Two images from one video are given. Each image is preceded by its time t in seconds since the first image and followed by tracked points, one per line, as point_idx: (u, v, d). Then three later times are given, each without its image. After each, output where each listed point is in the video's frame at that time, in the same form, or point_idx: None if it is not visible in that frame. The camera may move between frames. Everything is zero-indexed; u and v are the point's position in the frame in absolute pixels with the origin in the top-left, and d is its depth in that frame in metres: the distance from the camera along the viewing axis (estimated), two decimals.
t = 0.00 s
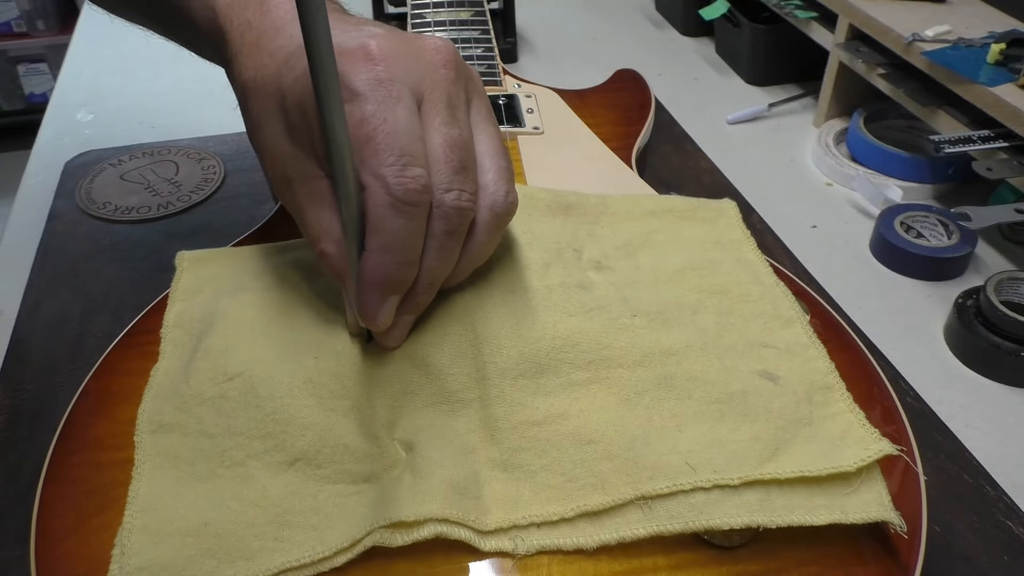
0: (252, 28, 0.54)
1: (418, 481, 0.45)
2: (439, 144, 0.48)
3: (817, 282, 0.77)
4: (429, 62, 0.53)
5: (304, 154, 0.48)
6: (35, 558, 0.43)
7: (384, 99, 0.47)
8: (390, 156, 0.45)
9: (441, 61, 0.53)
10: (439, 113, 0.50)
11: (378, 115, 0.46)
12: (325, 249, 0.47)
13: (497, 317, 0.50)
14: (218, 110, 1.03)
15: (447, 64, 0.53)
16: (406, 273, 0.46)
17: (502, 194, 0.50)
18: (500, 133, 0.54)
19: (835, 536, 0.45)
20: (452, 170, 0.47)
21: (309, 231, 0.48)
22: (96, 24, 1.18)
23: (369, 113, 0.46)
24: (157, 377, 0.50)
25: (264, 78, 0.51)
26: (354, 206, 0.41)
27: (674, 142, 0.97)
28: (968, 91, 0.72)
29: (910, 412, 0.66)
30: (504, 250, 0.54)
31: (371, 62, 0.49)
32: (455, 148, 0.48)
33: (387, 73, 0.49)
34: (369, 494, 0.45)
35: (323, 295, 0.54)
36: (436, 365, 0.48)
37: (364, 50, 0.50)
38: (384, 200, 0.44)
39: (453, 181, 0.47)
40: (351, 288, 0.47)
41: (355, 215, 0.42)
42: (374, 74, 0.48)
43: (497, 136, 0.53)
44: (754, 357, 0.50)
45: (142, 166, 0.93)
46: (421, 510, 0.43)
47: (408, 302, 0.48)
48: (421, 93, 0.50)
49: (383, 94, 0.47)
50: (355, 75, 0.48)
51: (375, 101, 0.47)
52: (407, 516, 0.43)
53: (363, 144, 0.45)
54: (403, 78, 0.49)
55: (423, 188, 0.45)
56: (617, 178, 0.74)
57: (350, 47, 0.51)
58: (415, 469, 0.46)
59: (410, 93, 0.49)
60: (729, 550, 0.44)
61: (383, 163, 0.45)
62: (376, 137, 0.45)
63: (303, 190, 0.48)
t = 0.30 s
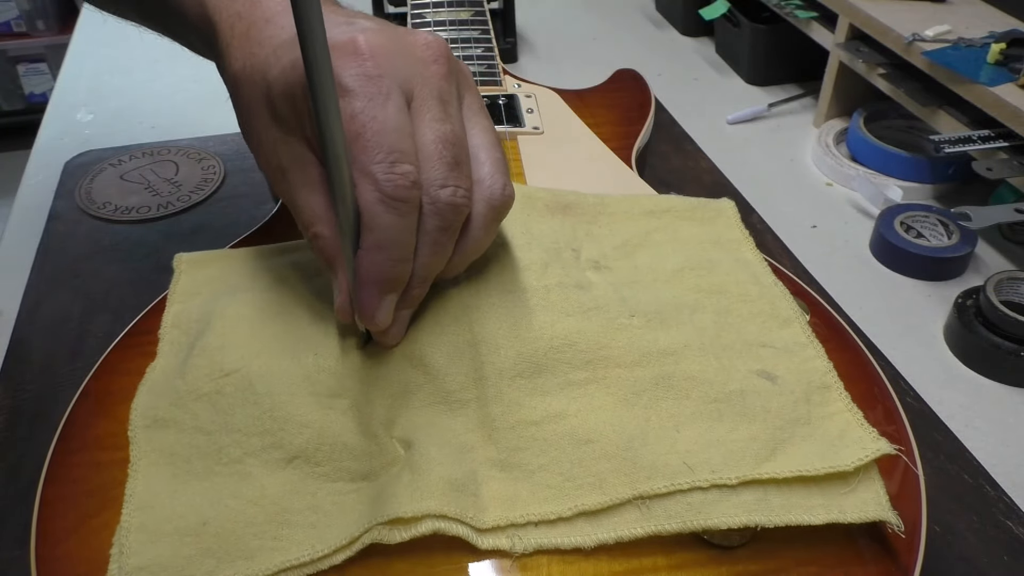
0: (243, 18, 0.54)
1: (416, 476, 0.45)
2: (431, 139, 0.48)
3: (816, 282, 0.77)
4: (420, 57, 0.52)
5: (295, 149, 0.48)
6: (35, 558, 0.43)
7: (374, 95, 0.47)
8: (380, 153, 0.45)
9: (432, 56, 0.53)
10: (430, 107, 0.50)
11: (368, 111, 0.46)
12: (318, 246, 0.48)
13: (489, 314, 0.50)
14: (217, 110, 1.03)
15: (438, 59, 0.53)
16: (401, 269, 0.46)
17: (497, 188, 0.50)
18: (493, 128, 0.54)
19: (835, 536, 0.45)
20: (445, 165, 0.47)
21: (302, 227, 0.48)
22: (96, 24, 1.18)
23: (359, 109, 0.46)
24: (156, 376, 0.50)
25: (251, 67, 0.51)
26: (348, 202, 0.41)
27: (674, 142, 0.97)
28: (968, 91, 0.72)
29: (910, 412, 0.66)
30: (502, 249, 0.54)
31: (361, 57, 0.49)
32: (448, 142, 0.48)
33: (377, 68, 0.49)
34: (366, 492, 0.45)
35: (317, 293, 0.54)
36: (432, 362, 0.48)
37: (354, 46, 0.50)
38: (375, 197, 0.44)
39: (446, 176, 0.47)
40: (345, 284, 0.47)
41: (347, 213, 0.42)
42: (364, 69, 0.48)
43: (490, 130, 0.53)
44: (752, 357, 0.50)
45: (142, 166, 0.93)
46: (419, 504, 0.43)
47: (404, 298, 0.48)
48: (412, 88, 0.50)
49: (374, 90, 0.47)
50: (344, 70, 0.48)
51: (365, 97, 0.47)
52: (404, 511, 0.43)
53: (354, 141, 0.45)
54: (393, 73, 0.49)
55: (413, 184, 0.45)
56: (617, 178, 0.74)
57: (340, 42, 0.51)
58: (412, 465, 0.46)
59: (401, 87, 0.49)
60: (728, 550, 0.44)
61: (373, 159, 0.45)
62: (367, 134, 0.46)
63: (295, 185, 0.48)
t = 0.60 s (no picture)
0: (254, 24, 0.54)
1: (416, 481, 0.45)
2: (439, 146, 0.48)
3: (816, 282, 0.78)
4: (431, 64, 0.52)
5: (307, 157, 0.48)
6: (35, 559, 0.43)
7: (383, 103, 0.47)
8: (387, 161, 0.45)
9: (442, 64, 0.53)
10: (440, 115, 0.50)
11: (378, 119, 0.46)
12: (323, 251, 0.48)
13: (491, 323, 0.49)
14: (217, 110, 1.03)
15: (450, 67, 0.53)
16: (404, 277, 0.46)
17: (502, 200, 0.50)
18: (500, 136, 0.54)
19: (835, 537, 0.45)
20: (455, 173, 0.48)
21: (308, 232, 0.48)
22: (96, 24, 1.18)
23: (370, 116, 0.46)
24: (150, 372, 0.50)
25: (263, 73, 0.51)
26: (353, 214, 0.41)
27: (674, 142, 0.97)
28: (968, 91, 0.72)
29: (910, 413, 0.66)
30: (502, 248, 0.54)
31: (372, 64, 0.49)
32: (457, 149, 0.49)
33: (389, 76, 0.49)
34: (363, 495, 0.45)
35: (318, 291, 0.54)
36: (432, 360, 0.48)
37: (366, 52, 0.50)
38: (380, 203, 0.44)
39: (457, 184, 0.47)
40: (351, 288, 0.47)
41: (352, 223, 0.42)
42: (376, 78, 0.48)
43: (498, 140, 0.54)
44: (753, 358, 0.50)
45: (142, 166, 0.93)
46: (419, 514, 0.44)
47: (405, 305, 0.48)
48: (424, 96, 0.50)
49: (385, 98, 0.47)
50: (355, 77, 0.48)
51: (375, 105, 0.47)
52: (402, 518, 0.43)
53: (361, 147, 0.45)
54: (404, 81, 0.49)
55: (419, 194, 0.46)
56: (618, 178, 0.74)
57: (353, 48, 0.51)
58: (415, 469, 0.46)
59: (411, 95, 0.49)
60: (729, 550, 0.44)
61: (380, 167, 0.45)
62: (375, 141, 0.46)
63: (304, 189, 0.48)
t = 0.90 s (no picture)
0: (261, 8, 0.54)
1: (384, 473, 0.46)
2: (444, 152, 0.48)
3: (816, 282, 0.78)
4: (443, 66, 0.52)
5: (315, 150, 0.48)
6: (35, 559, 0.43)
7: (388, 107, 0.47)
8: (386, 168, 0.45)
9: (456, 67, 0.53)
10: (448, 120, 0.49)
11: (381, 124, 0.47)
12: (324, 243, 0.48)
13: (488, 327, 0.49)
14: (217, 110, 1.03)
15: (461, 71, 0.53)
16: (403, 282, 0.45)
17: (513, 201, 0.50)
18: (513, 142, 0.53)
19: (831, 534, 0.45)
20: (459, 179, 0.47)
21: (311, 215, 0.48)
22: (96, 24, 1.18)
23: (374, 121, 0.47)
24: (165, 429, 0.47)
25: (275, 50, 0.51)
26: (348, 221, 0.41)
27: (674, 142, 0.97)
28: (968, 91, 0.72)
29: (910, 413, 0.66)
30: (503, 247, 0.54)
31: (382, 66, 0.49)
32: (463, 155, 0.48)
33: (397, 80, 0.49)
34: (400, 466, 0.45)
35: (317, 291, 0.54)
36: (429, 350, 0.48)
37: (377, 54, 0.50)
38: (376, 210, 0.44)
39: (459, 191, 0.47)
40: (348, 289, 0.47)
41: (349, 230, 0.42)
42: (384, 81, 0.49)
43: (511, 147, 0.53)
44: (720, 359, 0.50)
45: (142, 166, 0.93)
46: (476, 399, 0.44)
47: (404, 307, 0.48)
48: (431, 100, 0.50)
49: (391, 103, 0.48)
50: (364, 81, 0.48)
51: (380, 109, 0.47)
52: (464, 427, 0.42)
53: (362, 153, 0.46)
54: (413, 85, 0.49)
55: (417, 201, 0.45)
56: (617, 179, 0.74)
57: (364, 47, 0.51)
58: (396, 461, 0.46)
59: (418, 100, 0.49)
60: (729, 550, 0.44)
61: (379, 173, 0.45)
62: (376, 147, 0.46)
63: (309, 183, 0.49)
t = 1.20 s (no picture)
0: (255, 11, 0.53)
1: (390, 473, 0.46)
2: (445, 154, 0.47)
3: (816, 282, 0.77)
4: (427, 71, 0.49)
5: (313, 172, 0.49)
6: (35, 559, 0.43)
7: (375, 128, 0.45)
8: (380, 192, 0.44)
9: (443, 66, 0.51)
10: (445, 120, 0.48)
11: (369, 148, 0.45)
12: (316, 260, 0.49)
13: (491, 326, 0.49)
14: (217, 110, 1.03)
15: (446, 71, 0.50)
16: (409, 297, 0.46)
17: (536, 165, 0.48)
18: (521, 117, 0.51)
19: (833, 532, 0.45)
20: (466, 172, 0.46)
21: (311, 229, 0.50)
22: (97, 24, 1.18)
23: (362, 142, 0.44)
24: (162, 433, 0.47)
25: (264, 69, 0.49)
26: (349, 232, 0.41)
27: (674, 142, 0.97)
28: (968, 91, 0.72)
29: (910, 412, 0.66)
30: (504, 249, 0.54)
31: (363, 86, 0.46)
32: (467, 151, 0.47)
33: (380, 99, 0.46)
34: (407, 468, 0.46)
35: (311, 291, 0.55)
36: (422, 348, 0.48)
37: (356, 73, 0.46)
38: (376, 234, 0.44)
39: (472, 181, 0.46)
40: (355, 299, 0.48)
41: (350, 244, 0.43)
42: (365, 100, 0.45)
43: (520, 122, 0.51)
44: (718, 358, 0.50)
45: (142, 166, 0.93)
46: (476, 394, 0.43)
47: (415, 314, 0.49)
48: (422, 108, 0.47)
49: (378, 122, 0.45)
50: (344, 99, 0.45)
51: (366, 132, 0.45)
52: (468, 421, 0.42)
53: (354, 181, 0.44)
54: (398, 99, 0.46)
55: (415, 218, 0.45)
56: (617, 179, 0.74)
57: (343, 66, 0.47)
58: (400, 458, 0.46)
59: (406, 113, 0.46)
60: (729, 549, 0.44)
61: (374, 198, 0.44)
62: (368, 172, 0.44)
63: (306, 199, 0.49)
